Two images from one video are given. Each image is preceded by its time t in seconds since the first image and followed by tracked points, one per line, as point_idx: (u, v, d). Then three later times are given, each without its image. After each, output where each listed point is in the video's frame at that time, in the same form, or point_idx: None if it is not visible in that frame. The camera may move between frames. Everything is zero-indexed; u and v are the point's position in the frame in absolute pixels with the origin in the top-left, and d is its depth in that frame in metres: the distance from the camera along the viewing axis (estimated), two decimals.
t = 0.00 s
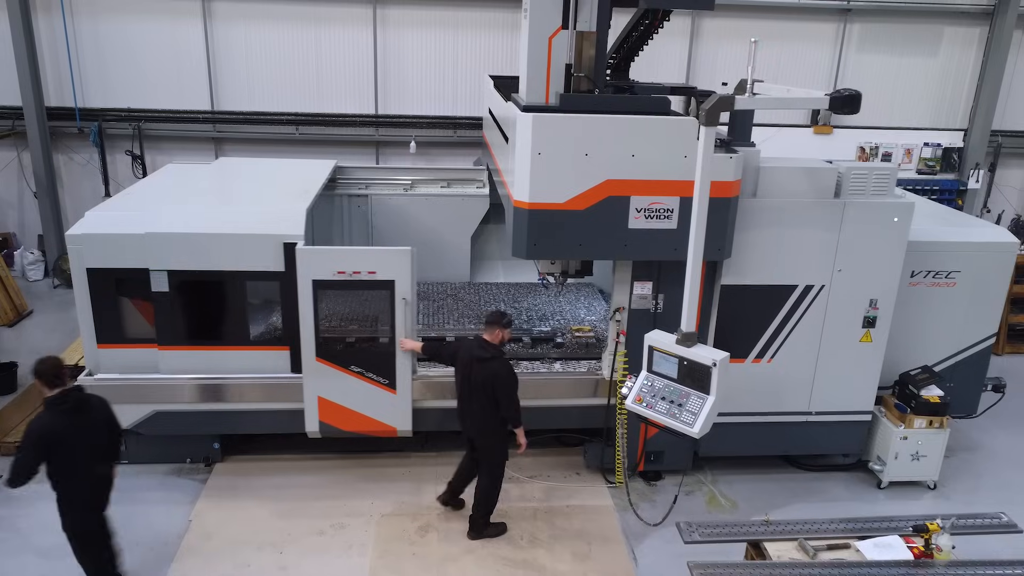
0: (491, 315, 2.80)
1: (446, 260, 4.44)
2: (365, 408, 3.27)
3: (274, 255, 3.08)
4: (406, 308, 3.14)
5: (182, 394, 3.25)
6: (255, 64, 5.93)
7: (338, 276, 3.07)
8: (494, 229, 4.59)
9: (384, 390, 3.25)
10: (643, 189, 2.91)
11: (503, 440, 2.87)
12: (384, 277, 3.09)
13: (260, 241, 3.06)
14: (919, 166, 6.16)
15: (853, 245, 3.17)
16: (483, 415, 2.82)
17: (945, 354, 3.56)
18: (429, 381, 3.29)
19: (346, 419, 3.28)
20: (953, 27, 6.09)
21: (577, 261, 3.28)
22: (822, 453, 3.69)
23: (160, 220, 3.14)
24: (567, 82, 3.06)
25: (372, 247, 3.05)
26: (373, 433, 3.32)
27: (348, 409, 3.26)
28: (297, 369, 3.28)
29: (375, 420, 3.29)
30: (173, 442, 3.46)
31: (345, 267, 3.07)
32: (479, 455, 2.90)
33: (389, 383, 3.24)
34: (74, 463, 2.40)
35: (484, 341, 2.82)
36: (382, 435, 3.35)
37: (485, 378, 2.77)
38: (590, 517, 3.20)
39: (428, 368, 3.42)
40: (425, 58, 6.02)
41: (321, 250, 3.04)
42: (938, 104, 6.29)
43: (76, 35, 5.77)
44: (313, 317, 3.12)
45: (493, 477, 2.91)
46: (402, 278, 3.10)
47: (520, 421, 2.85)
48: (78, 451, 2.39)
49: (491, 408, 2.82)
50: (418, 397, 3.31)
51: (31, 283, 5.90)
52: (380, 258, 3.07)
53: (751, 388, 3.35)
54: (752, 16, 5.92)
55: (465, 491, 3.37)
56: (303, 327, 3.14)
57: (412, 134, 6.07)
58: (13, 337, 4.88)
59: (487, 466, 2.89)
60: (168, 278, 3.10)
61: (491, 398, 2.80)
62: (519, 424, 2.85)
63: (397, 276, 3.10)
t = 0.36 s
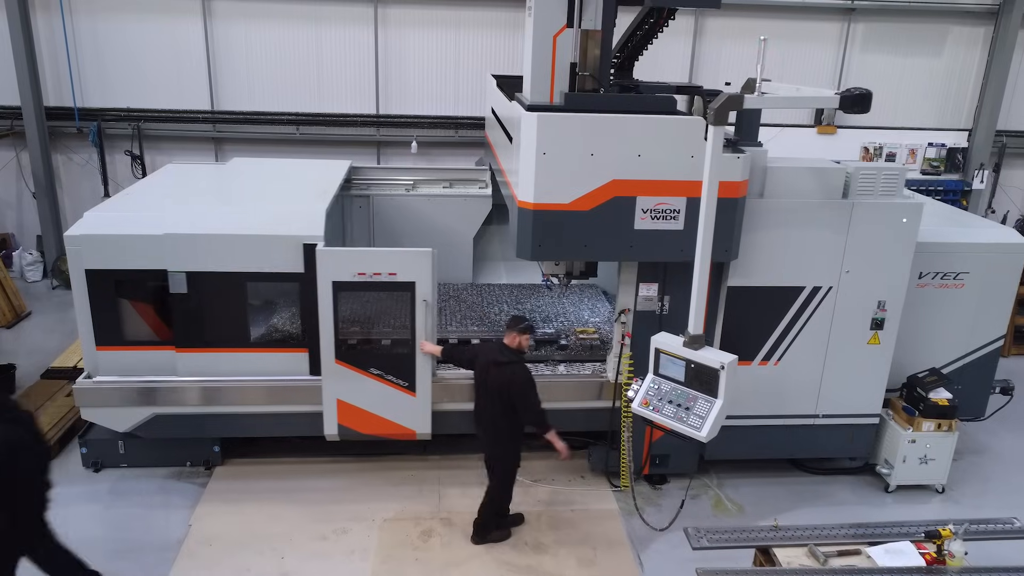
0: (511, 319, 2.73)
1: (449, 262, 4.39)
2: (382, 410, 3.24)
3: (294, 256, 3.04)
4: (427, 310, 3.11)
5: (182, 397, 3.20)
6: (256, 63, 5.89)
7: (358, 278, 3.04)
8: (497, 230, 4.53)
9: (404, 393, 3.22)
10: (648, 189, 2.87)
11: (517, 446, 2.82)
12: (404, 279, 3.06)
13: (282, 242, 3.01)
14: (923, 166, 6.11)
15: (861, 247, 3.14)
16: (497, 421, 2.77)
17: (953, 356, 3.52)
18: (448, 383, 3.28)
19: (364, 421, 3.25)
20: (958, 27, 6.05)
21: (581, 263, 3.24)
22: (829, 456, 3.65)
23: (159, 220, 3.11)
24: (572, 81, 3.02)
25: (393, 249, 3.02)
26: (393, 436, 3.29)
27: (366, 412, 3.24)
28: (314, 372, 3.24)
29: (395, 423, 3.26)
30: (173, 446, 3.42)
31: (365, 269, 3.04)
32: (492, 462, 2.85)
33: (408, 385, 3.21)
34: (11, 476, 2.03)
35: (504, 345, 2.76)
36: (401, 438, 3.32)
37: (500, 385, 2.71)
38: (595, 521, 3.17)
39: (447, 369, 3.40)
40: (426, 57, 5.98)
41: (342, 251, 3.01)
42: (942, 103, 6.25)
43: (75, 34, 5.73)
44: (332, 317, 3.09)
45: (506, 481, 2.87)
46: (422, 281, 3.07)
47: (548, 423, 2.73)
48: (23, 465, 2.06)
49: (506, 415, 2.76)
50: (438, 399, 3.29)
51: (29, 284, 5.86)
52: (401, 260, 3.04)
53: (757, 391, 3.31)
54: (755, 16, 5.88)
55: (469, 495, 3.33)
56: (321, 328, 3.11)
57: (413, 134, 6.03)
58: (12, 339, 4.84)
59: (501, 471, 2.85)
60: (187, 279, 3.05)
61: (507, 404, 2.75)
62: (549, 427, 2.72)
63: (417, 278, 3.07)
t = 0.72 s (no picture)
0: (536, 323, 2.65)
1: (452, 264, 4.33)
2: (404, 413, 3.21)
3: (315, 257, 3.01)
4: (449, 311, 3.07)
5: (182, 400, 3.16)
6: (256, 63, 5.86)
7: (380, 279, 2.99)
8: (500, 231, 4.45)
9: (424, 395, 3.18)
10: (655, 189, 2.84)
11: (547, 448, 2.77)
12: (426, 281, 3.03)
13: (302, 244, 2.99)
14: (927, 167, 6.15)
15: (871, 247, 3.10)
16: (528, 424, 2.72)
17: (961, 358, 3.49)
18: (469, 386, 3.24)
19: (383, 423, 3.22)
20: (962, 26, 6.03)
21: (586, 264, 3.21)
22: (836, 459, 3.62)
23: (160, 221, 3.08)
24: (577, 80, 2.99)
25: (416, 250, 2.98)
26: (413, 439, 3.25)
27: (386, 414, 3.20)
28: (335, 374, 3.20)
29: (416, 426, 3.22)
30: (173, 449, 3.39)
31: (387, 270, 2.99)
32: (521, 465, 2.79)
33: (429, 388, 3.18)
34: None
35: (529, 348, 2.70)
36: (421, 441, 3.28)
37: (529, 388, 2.66)
38: (600, 525, 3.13)
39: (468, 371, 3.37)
40: (429, 57, 5.95)
41: (363, 252, 2.97)
42: (947, 103, 6.23)
43: (75, 33, 5.70)
44: (353, 318, 3.06)
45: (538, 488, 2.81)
46: (445, 283, 3.04)
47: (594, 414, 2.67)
48: None
49: (534, 416, 2.72)
50: (458, 402, 3.26)
51: (30, 285, 5.83)
52: (423, 261, 2.99)
53: (764, 393, 3.27)
54: (759, 16, 5.86)
55: (472, 499, 3.30)
56: (342, 330, 3.08)
57: (415, 134, 6.01)
58: (11, 340, 4.81)
59: (533, 476, 2.80)
60: (206, 280, 3.03)
61: (537, 406, 2.70)
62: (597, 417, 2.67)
63: (440, 279, 3.03)
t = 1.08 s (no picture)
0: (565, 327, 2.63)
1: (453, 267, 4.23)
2: (426, 416, 3.17)
3: (337, 258, 2.99)
4: (471, 313, 3.05)
5: (183, 402, 3.13)
6: (258, 63, 5.82)
7: (402, 280, 2.98)
8: (504, 232, 4.44)
9: (445, 397, 3.15)
10: (663, 189, 2.81)
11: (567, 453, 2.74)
12: (449, 282, 3.01)
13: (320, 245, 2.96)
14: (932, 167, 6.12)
15: (881, 247, 3.08)
16: (555, 428, 2.68)
17: (970, 360, 3.46)
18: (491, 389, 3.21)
19: (404, 425, 3.19)
20: (967, 26, 6.01)
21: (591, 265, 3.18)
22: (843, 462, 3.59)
23: (162, 221, 3.05)
24: (583, 79, 2.96)
25: (439, 250, 2.97)
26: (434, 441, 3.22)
27: (407, 416, 3.17)
28: (354, 375, 3.17)
29: (436, 427, 3.19)
30: (174, 452, 3.35)
31: (410, 272, 2.98)
32: (542, 472, 2.75)
33: (450, 390, 3.14)
34: None
35: (557, 352, 2.67)
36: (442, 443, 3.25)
37: (560, 391, 2.63)
38: (606, 529, 3.10)
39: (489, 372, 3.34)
40: (431, 57, 5.92)
41: (384, 253, 2.95)
42: (952, 103, 6.20)
43: (75, 32, 5.66)
44: (374, 320, 3.03)
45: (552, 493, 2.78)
46: (467, 284, 3.02)
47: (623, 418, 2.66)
48: None
49: (562, 420, 2.68)
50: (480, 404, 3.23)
51: (29, 286, 5.80)
52: (446, 262, 2.98)
53: (772, 395, 3.24)
54: (762, 16, 5.83)
55: (477, 502, 3.27)
56: (363, 332, 3.05)
57: (416, 134, 5.99)
58: (11, 342, 4.78)
59: (551, 482, 2.76)
60: (227, 282, 3.00)
61: (566, 410, 2.67)
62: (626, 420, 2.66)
63: (463, 280, 3.01)
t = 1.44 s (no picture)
0: (579, 328, 2.62)
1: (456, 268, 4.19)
2: (449, 418, 3.14)
3: (360, 259, 2.96)
4: (495, 314, 3.01)
5: (183, 404, 3.11)
6: (259, 63, 5.80)
7: (425, 281, 2.94)
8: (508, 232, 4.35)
9: (467, 400, 3.11)
10: (671, 190, 2.78)
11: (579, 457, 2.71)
12: (472, 283, 2.98)
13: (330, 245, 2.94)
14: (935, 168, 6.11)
15: (889, 248, 3.05)
16: (568, 432, 2.66)
17: (978, 362, 3.44)
18: (505, 391, 3.19)
19: (427, 427, 3.14)
20: (971, 26, 5.99)
21: (597, 266, 3.16)
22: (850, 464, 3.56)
23: (164, 221, 3.03)
24: (588, 78, 2.93)
25: (463, 251, 2.93)
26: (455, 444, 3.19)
27: (429, 419, 3.13)
28: (376, 377, 3.16)
29: (459, 430, 3.16)
30: (176, 454, 3.33)
31: (432, 273, 2.94)
32: (553, 475, 2.73)
33: (473, 392, 3.11)
34: None
35: (569, 354, 2.65)
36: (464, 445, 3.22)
37: (572, 394, 2.61)
38: (612, 532, 3.08)
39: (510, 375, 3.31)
40: (434, 57, 5.90)
41: (407, 253, 2.91)
42: (956, 104, 6.19)
43: (76, 32, 5.64)
44: (396, 321, 3.00)
45: (561, 497, 2.76)
46: (491, 285, 2.98)
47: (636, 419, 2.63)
48: None
49: (574, 424, 2.65)
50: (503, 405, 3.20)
51: (30, 287, 5.77)
52: (469, 264, 2.94)
53: (779, 397, 3.21)
54: (765, 15, 5.81)
55: (481, 505, 3.25)
56: (385, 333, 3.01)
57: (419, 134, 5.97)
58: (11, 343, 4.75)
59: (561, 485, 2.73)
60: (248, 284, 2.98)
61: (578, 413, 2.64)
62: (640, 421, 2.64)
63: (486, 281, 2.98)
